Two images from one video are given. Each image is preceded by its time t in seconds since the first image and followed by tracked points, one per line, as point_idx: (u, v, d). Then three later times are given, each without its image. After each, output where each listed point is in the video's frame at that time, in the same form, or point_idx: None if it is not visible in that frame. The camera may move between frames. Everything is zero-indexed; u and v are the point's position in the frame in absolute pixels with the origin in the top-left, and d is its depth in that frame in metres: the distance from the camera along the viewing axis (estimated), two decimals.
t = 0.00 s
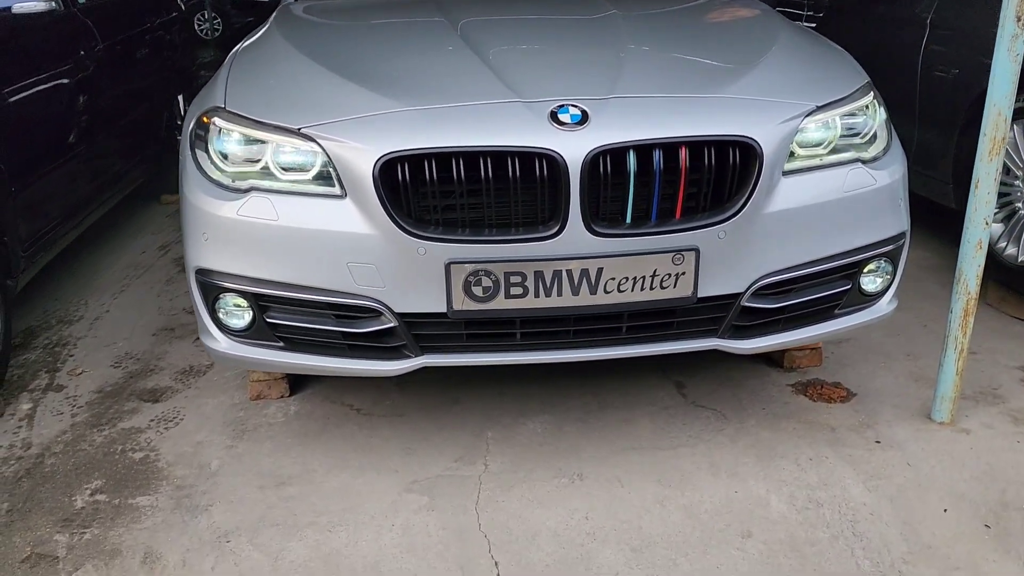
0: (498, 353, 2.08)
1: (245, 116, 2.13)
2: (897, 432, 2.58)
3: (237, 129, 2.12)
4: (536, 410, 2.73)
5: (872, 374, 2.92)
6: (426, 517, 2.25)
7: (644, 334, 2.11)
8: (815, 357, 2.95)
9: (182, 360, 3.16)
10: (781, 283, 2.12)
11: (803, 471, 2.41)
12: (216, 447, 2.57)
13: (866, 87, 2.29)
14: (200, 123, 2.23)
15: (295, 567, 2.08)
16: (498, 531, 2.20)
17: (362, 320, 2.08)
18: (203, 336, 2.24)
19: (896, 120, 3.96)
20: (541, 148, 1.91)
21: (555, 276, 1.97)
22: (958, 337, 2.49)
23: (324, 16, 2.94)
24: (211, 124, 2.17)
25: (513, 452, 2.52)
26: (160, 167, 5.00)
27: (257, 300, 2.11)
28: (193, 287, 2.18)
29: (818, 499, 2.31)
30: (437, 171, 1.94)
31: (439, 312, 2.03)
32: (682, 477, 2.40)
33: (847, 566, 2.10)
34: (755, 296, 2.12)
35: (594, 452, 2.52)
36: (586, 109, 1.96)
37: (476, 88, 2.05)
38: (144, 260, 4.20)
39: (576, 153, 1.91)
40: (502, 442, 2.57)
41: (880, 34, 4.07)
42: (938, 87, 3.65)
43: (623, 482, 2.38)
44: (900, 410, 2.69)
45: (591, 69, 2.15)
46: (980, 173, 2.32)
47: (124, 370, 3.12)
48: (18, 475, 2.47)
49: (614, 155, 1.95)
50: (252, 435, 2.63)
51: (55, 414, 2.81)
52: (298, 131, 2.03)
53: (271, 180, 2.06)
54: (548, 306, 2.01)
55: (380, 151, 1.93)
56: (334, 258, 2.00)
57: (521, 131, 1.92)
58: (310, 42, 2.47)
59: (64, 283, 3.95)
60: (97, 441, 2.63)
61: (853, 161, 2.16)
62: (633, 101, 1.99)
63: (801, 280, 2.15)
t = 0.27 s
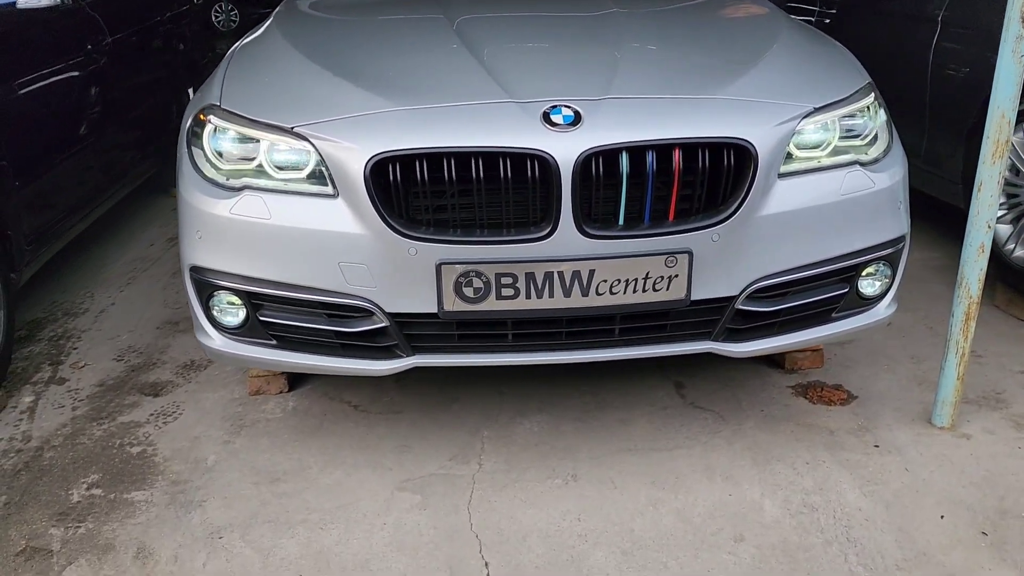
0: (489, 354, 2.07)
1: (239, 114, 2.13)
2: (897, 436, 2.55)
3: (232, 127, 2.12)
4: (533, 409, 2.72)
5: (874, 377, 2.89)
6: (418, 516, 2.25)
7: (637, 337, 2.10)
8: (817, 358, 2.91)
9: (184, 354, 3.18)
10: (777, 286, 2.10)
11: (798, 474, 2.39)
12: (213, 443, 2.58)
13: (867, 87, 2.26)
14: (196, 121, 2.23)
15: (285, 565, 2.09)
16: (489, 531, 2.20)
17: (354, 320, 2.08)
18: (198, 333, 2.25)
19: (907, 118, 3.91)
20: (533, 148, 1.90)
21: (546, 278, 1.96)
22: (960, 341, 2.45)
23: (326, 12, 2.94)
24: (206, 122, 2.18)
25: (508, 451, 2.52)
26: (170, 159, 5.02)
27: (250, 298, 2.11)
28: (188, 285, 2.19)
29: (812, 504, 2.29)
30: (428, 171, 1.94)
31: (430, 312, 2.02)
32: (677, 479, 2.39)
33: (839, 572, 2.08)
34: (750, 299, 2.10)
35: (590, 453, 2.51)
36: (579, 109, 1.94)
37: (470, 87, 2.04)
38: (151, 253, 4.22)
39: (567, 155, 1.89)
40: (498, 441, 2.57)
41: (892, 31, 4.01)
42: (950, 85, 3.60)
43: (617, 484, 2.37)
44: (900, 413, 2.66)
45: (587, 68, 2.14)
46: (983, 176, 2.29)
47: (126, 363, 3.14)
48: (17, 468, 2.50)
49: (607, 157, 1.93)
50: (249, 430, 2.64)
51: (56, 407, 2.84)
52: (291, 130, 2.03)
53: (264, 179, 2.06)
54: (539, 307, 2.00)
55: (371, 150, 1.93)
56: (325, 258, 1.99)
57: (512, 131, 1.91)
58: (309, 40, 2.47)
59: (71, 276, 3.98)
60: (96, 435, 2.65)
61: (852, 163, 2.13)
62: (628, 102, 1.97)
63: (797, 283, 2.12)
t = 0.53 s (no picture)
0: (479, 356, 2.06)
1: (232, 114, 2.13)
2: (894, 442, 2.53)
3: (225, 127, 2.12)
4: (529, 410, 2.71)
5: (874, 381, 2.86)
6: (408, 517, 2.25)
7: (627, 340, 2.09)
8: (817, 361, 2.86)
9: (184, 351, 3.19)
10: (770, 290, 2.08)
11: (792, 480, 2.37)
12: (208, 441, 2.59)
13: (865, 89, 2.23)
14: (191, 120, 2.24)
15: (274, 564, 2.09)
16: (478, 533, 2.20)
17: (344, 321, 2.08)
18: (191, 332, 2.26)
19: (914, 119, 3.87)
20: (522, 150, 1.89)
21: (535, 280, 1.95)
22: (959, 346, 2.42)
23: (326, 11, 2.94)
24: (200, 121, 2.18)
25: (501, 452, 2.52)
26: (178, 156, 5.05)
27: (241, 298, 2.12)
28: (181, 284, 2.19)
29: (805, 510, 2.27)
30: (417, 173, 1.93)
31: (419, 314, 2.02)
32: (669, 483, 2.38)
33: None
34: (743, 303, 2.08)
35: (583, 456, 2.50)
36: (569, 111, 1.93)
37: (462, 89, 2.04)
38: (157, 249, 4.24)
39: (556, 157, 1.88)
40: (492, 443, 2.56)
41: (902, 30, 3.97)
42: (958, 86, 3.56)
43: (609, 487, 2.36)
44: (899, 419, 2.63)
45: (580, 69, 2.12)
46: (983, 180, 2.26)
47: (127, 359, 3.16)
48: (14, 464, 2.52)
49: (597, 159, 1.92)
50: (245, 429, 2.65)
51: (56, 403, 2.86)
52: (283, 130, 2.03)
53: (256, 179, 2.06)
54: (528, 310, 1.99)
55: (361, 151, 1.92)
56: (315, 258, 1.99)
57: (501, 133, 1.90)
58: (306, 39, 2.47)
59: (76, 271, 4.01)
60: (93, 431, 2.67)
61: (848, 167, 2.11)
62: (619, 104, 1.96)
63: (790, 287, 2.10)
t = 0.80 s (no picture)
0: (466, 361, 2.06)
1: (224, 117, 2.14)
2: (891, 451, 2.50)
3: (216, 130, 2.13)
4: (523, 415, 2.70)
5: (873, 388, 2.83)
6: (397, 521, 2.25)
7: (616, 346, 2.07)
8: (815, 368, 2.86)
9: (183, 352, 3.21)
10: (760, 297, 2.06)
11: (785, 488, 2.35)
12: (202, 441, 2.60)
13: (861, 94, 2.20)
14: (184, 122, 2.25)
15: (262, 566, 2.10)
16: (467, 538, 2.19)
17: (333, 324, 2.08)
18: (183, 334, 2.27)
19: (921, 123, 3.83)
20: (508, 155, 1.88)
21: (522, 286, 1.94)
22: (957, 355, 2.39)
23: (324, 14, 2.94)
24: (192, 124, 2.19)
25: (493, 457, 2.51)
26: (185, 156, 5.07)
27: (231, 301, 2.12)
28: (172, 286, 2.20)
29: (797, 519, 2.25)
30: (403, 177, 1.93)
31: (406, 318, 2.01)
32: (661, 490, 2.36)
33: None
34: (733, 310, 2.06)
35: (575, 461, 2.49)
36: (557, 116, 1.92)
37: (450, 93, 2.03)
38: (162, 249, 4.27)
39: (543, 163, 1.88)
40: (485, 447, 2.56)
41: (909, 33, 3.93)
42: (964, 89, 3.52)
43: (600, 494, 2.35)
44: (897, 427, 2.60)
45: (571, 74, 2.11)
46: (980, 187, 2.22)
47: (127, 359, 3.18)
48: (10, 463, 2.54)
49: (584, 164, 1.91)
50: (239, 430, 2.66)
51: (54, 402, 2.88)
52: (272, 134, 2.03)
53: (245, 182, 2.06)
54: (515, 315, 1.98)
55: (348, 156, 1.92)
56: (303, 262, 2.00)
57: (488, 138, 1.90)
58: (301, 43, 2.47)
59: (82, 270, 4.04)
60: (90, 431, 2.69)
61: (842, 173, 2.08)
62: (608, 108, 1.95)
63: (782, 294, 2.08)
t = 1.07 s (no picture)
0: (453, 366, 2.05)
1: (214, 120, 2.14)
2: (886, 461, 2.47)
3: (206, 133, 2.13)
4: (517, 420, 2.69)
5: (872, 397, 2.79)
6: (385, 526, 2.24)
7: (605, 353, 2.06)
8: (813, 376, 2.83)
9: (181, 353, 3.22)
10: (750, 305, 2.04)
11: (778, 498, 2.33)
12: (195, 444, 2.61)
13: (856, 100, 2.17)
14: (176, 125, 2.25)
15: (247, 570, 2.09)
16: (454, 544, 2.18)
17: (320, 328, 2.08)
18: (173, 336, 2.27)
19: (927, 128, 3.79)
20: (494, 161, 1.87)
21: (508, 291, 1.93)
22: (954, 364, 2.35)
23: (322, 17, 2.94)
24: (183, 127, 2.20)
25: (484, 462, 2.50)
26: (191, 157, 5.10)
27: (220, 304, 2.12)
28: (162, 288, 2.20)
29: (789, 529, 2.22)
30: (389, 182, 1.92)
31: (393, 323, 2.01)
32: (652, 498, 2.34)
33: None
34: (723, 317, 2.04)
35: (567, 468, 2.47)
36: (544, 121, 1.91)
37: (439, 98, 2.02)
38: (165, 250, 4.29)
39: (529, 168, 1.86)
40: (477, 452, 2.54)
41: (916, 37, 3.89)
42: (971, 94, 3.48)
43: (590, 501, 2.33)
44: (894, 437, 2.57)
45: (561, 77, 2.10)
46: (977, 195, 2.19)
47: (125, 360, 3.19)
48: (4, 463, 2.55)
49: (571, 170, 1.89)
50: (232, 432, 2.66)
51: (51, 402, 2.90)
52: (260, 137, 2.03)
53: (234, 186, 2.06)
54: (502, 321, 1.97)
55: (334, 159, 1.92)
56: (289, 265, 1.99)
57: (475, 142, 1.89)
58: (295, 46, 2.47)
59: (84, 270, 4.06)
60: (84, 432, 2.70)
61: (834, 179, 2.06)
62: (596, 114, 1.94)
63: (772, 302, 2.06)
